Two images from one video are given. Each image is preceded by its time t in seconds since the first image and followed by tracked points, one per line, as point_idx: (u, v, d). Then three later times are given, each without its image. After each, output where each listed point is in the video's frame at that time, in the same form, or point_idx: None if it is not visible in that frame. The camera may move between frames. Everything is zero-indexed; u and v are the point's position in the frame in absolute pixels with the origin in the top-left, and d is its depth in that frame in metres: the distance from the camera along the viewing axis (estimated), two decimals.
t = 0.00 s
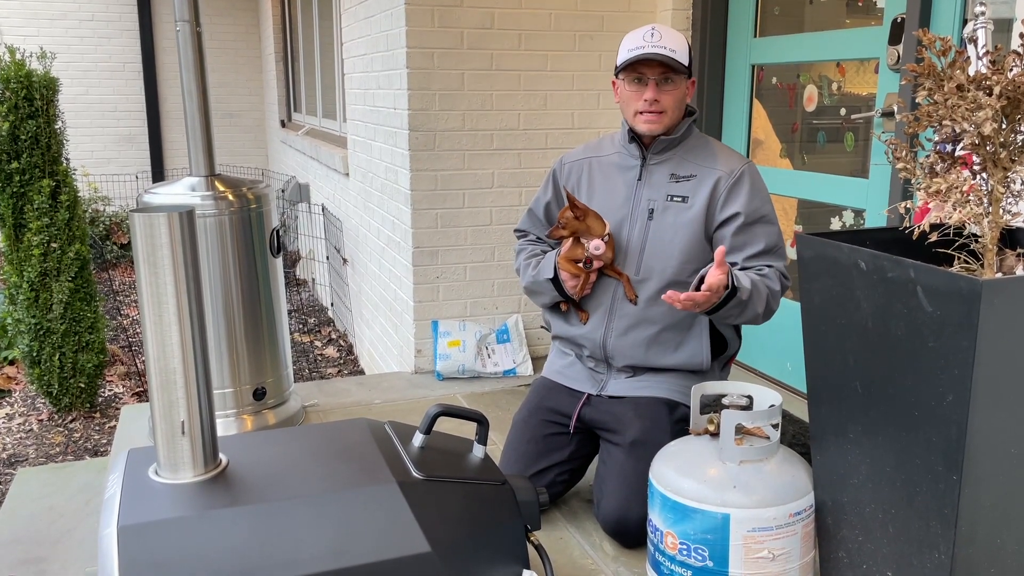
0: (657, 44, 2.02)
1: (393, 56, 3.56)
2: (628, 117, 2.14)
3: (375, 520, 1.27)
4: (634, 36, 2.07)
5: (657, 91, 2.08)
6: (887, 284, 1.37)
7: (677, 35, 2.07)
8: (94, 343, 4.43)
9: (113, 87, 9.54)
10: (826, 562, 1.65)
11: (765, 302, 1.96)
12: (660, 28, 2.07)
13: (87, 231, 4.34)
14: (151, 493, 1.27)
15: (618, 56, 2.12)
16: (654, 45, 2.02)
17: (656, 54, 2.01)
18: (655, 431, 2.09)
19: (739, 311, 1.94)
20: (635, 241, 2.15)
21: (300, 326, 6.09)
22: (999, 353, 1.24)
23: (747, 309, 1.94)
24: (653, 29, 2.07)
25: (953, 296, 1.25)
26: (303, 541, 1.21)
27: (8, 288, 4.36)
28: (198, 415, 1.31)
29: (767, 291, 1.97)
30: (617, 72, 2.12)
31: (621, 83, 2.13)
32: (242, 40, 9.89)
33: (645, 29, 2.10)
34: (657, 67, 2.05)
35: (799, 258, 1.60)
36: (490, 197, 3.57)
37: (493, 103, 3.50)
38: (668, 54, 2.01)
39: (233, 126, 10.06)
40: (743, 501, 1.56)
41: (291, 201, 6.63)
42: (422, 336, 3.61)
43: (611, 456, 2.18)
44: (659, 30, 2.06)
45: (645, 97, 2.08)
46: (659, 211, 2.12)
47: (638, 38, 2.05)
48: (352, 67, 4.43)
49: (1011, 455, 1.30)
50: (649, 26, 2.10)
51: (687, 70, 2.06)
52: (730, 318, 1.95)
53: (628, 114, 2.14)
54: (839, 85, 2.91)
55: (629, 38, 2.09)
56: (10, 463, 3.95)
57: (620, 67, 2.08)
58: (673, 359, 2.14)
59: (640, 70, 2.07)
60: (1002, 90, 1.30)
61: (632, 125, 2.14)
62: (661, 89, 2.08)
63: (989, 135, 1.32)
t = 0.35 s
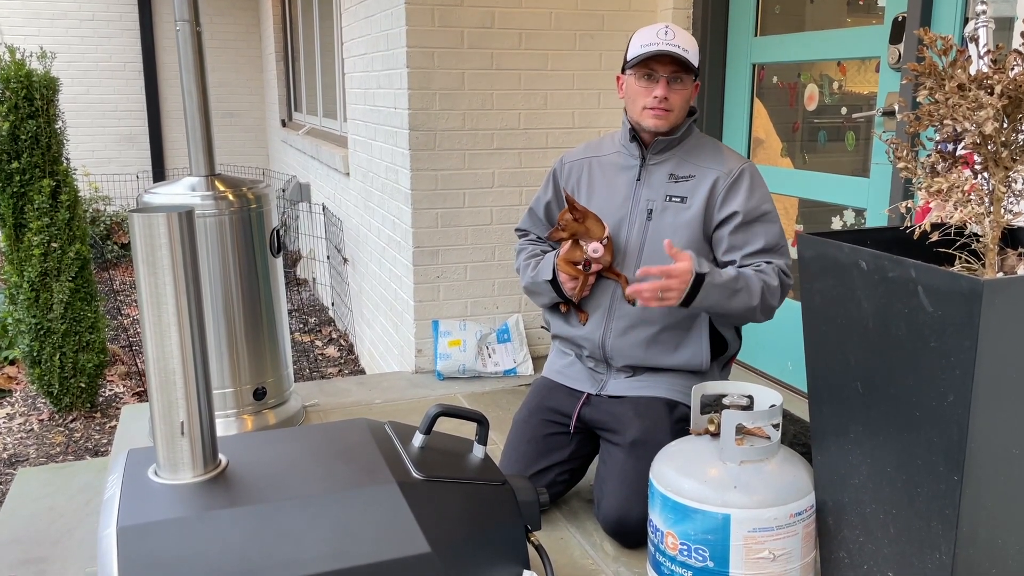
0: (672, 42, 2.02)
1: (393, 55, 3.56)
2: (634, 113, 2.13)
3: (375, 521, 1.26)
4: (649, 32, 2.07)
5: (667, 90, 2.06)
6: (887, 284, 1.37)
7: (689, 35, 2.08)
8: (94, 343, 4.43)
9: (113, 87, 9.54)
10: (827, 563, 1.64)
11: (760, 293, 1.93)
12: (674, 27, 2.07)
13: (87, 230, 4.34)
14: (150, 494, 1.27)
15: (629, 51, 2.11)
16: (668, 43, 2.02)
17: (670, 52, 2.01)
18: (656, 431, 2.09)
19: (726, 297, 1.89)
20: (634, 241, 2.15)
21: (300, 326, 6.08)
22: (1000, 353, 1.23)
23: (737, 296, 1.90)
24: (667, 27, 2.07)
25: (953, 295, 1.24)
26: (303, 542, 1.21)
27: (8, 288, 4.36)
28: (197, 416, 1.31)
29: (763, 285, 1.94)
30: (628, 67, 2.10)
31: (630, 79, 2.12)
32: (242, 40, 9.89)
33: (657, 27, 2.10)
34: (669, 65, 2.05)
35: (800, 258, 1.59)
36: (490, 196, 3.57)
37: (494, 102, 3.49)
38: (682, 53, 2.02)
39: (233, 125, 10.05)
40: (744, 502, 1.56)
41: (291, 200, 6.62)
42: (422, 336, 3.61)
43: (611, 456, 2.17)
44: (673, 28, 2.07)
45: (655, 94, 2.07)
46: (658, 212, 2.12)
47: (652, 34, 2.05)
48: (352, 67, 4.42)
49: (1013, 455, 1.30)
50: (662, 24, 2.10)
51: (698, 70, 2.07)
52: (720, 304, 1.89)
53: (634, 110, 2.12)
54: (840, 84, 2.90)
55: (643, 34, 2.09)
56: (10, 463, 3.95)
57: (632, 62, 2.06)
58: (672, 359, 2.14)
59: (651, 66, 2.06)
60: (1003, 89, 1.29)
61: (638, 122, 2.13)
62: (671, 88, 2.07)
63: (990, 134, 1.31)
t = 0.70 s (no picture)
0: (686, 48, 2.03)
1: (395, 56, 3.56)
2: (639, 115, 2.12)
3: (376, 522, 1.27)
4: (663, 34, 2.06)
5: (677, 95, 2.06)
6: (888, 285, 1.37)
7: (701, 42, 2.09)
8: (96, 344, 4.43)
9: (115, 88, 9.55)
10: (829, 564, 1.64)
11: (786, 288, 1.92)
12: (689, 33, 2.07)
13: (90, 231, 4.34)
14: (153, 495, 1.27)
15: (641, 49, 2.09)
16: (683, 48, 2.02)
17: (684, 58, 2.01)
18: (657, 432, 2.09)
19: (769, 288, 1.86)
20: (633, 242, 2.15)
21: (302, 327, 6.09)
22: (1000, 353, 1.23)
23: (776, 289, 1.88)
24: (682, 32, 2.07)
25: (953, 296, 1.24)
26: (304, 542, 1.21)
27: (11, 289, 4.37)
28: (199, 417, 1.31)
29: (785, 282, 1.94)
30: (639, 67, 2.09)
31: (639, 78, 2.10)
32: (244, 40, 9.90)
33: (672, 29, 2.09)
34: (682, 70, 2.04)
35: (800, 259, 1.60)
36: (492, 197, 3.57)
37: (495, 103, 3.50)
38: (695, 60, 2.03)
39: (235, 126, 10.06)
40: (745, 502, 1.56)
41: (293, 201, 6.64)
42: (424, 336, 3.61)
43: (612, 457, 2.18)
44: (688, 34, 2.07)
45: (665, 98, 2.06)
46: (656, 213, 2.13)
47: (668, 37, 2.05)
48: (354, 68, 4.43)
49: (1013, 456, 1.30)
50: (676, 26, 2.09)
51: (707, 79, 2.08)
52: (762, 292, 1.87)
53: (640, 112, 2.11)
54: (841, 84, 2.90)
55: (657, 34, 2.07)
56: (13, 464, 3.96)
57: (645, 62, 2.05)
58: (671, 359, 2.14)
59: (664, 69, 2.05)
60: (1003, 90, 1.30)
61: (643, 124, 2.12)
62: (681, 93, 2.06)
63: (990, 135, 1.32)
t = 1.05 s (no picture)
0: (675, 64, 1.99)
1: (397, 58, 3.57)
2: (638, 130, 2.12)
3: (378, 524, 1.27)
4: (651, 50, 2.03)
5: (670, 113, 2.03)
6: (889, 286, 1.37)
7: (694, 49, 2.04)
8: (100, 346, 4.44)
9: (119, 90, 9.58)
10: (831, 565, 1.65)
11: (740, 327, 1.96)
12: (678, 43, 2.02)
13: (93, 233, 4.35)
14: (156, 496, 1.27)
15: (631, 67, 2.06)
16: (672, 66, 1.98)
17: (674, 76, 1.98)
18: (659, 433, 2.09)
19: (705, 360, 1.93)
20: (636, 246, 2.15)
21: (305, 328, 6.10)
22: (1001, 354, 1.24)
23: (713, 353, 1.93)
24: (671, 43, 2.02)
25: (954, 297, 1.25)
26: (307, 544, 1.22)
27: (15, 291, 4.38)
28: (202, 418, 1.32)
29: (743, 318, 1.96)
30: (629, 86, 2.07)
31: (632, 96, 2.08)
32: (247, 42, 9.92)
33: (661, 40, 2.05)
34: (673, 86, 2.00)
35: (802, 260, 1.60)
36: (494, 199, 3.58)
37: (497, 105, 3.50)
38: (686, 75, 1.99)
39: (238, 127, 10.08)
40: (747, 503, 1.56)
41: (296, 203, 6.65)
42: (426, 338, 3.62)
43: (615, 458, 2.18)
44: (677, 45, 2.02)
45: (657, 118, 2.05)
46: (660, 217, 2.12)
47: (656, 54, 2.01)
48: (357, 70, 4.44)
49: (1016, 457, 1.30)
50: (665, 36, 2.05)
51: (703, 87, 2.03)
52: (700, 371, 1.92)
53: (638, 129, 2.12)
54: (843, 85, 2.90)
55: (646, 50, 2.04)
56: (17, 465, 3.97)
57: (634, 85, 2.03)
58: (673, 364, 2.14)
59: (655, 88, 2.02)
60: (1004, 91, 1.30)
61: (642, 139, 2.12)
62: (675, 110, 2.03)
63: (991, 136, 1.32)
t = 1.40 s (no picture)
0: (664, 81, 1.98)
1: (398, 60, 3.58)
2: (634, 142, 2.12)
3: (379, 524, 1.28)
4: (641, 66, 2.02)
5: (661, 129, 2.03)
6: (888, 287, 1.37)
7: (685, 61, 2.02)
8: (103, 348, 4.46)
9: (123, 93, 9.61)
10: (832, 566, 1.65)
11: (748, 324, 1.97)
12: (669, 57, 2.01)
13: (96, 235, 4.37)
14: (158, 498, 1.28)
15: (623, 82, 2.06)
16: (661, 84, 1.98)
17: (663, 95, 1.98)
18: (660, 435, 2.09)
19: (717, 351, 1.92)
20: (635, 251, 2.15)
21: (308, 330, 6.11)
22: (1001, 355, 1.24)
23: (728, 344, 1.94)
24: (661, 58, 2.01)
25: (953, 298, 1.25)
26: (308, 544, 1.22)
27: (19, 293, 4.40)
28: (203, 420, 1.33)
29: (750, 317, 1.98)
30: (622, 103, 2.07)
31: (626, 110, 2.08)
32: (251, 44, 9.94)
33: (651, 55, 2.04)
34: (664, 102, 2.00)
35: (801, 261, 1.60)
36: (496, 200, 3.58)
37: (499, 107, 3.51)
38: (676, 91, 1.98)
39: (241, 129, 10.10)
40: (747, 504, 1.56)
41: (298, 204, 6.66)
42: (428, 339, 3.62)
43: (616, 460, 2.18)
44: (666, 60, 2.01)
45: (650, 134, 2.05)
46: (660, 221, 2.12)
47: (646, 71, 2.00)
48: (359, 72, 4.45)
49: (1015, 458, 1.30)
50: (656, 50, 2.04)
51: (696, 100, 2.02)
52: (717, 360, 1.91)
53: (634, 142, 2.12)
54: (845, 87, 2.90)
55: (636, 66, 2.03)
56: (21, 467, 3.98)
57: (625, 103, 2.03)
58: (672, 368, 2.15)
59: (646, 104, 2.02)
60: (1002, 93, 1.30)
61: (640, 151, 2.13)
62: (667, 125, 2.03)
63: (990, 138, 1.32)
